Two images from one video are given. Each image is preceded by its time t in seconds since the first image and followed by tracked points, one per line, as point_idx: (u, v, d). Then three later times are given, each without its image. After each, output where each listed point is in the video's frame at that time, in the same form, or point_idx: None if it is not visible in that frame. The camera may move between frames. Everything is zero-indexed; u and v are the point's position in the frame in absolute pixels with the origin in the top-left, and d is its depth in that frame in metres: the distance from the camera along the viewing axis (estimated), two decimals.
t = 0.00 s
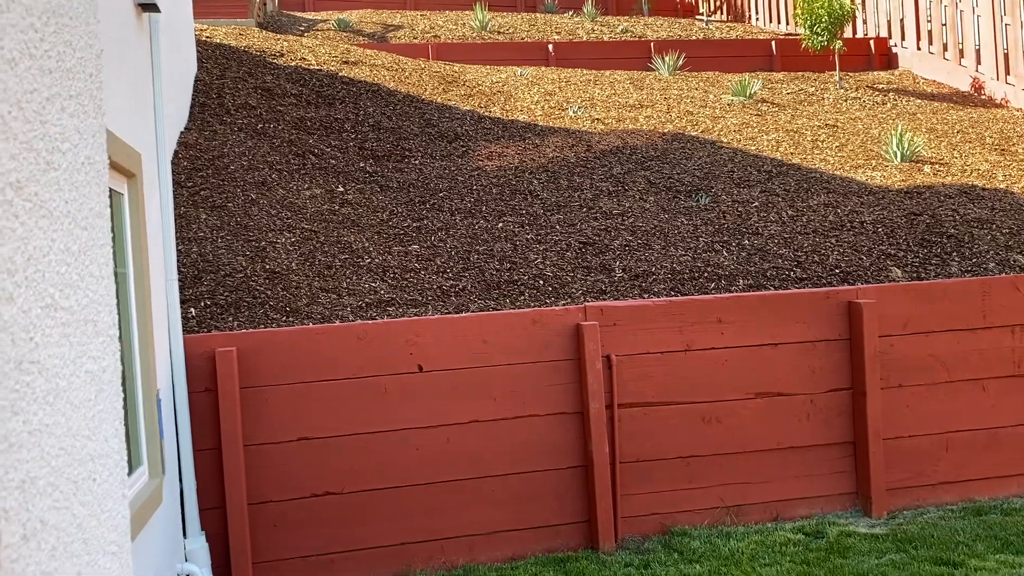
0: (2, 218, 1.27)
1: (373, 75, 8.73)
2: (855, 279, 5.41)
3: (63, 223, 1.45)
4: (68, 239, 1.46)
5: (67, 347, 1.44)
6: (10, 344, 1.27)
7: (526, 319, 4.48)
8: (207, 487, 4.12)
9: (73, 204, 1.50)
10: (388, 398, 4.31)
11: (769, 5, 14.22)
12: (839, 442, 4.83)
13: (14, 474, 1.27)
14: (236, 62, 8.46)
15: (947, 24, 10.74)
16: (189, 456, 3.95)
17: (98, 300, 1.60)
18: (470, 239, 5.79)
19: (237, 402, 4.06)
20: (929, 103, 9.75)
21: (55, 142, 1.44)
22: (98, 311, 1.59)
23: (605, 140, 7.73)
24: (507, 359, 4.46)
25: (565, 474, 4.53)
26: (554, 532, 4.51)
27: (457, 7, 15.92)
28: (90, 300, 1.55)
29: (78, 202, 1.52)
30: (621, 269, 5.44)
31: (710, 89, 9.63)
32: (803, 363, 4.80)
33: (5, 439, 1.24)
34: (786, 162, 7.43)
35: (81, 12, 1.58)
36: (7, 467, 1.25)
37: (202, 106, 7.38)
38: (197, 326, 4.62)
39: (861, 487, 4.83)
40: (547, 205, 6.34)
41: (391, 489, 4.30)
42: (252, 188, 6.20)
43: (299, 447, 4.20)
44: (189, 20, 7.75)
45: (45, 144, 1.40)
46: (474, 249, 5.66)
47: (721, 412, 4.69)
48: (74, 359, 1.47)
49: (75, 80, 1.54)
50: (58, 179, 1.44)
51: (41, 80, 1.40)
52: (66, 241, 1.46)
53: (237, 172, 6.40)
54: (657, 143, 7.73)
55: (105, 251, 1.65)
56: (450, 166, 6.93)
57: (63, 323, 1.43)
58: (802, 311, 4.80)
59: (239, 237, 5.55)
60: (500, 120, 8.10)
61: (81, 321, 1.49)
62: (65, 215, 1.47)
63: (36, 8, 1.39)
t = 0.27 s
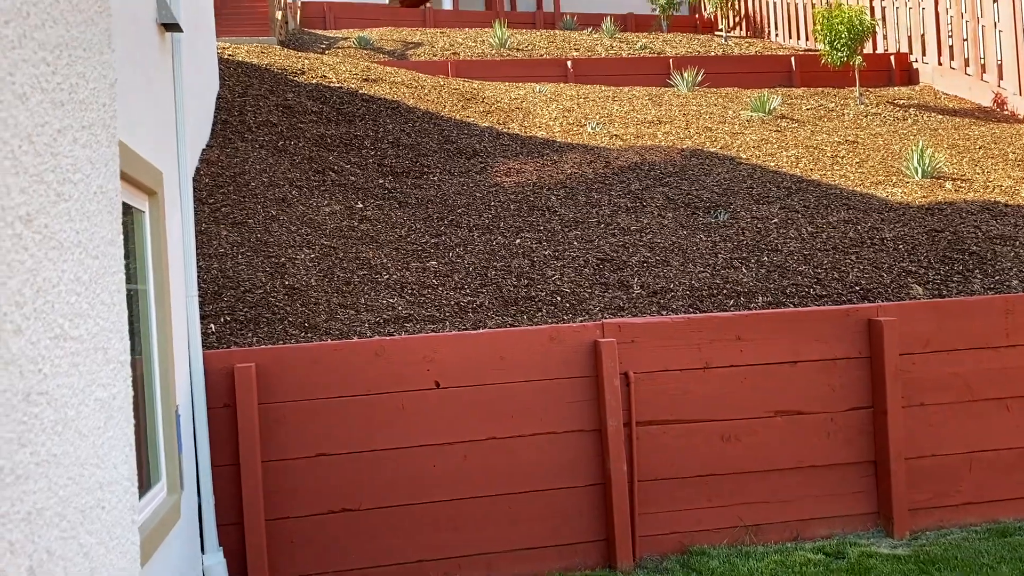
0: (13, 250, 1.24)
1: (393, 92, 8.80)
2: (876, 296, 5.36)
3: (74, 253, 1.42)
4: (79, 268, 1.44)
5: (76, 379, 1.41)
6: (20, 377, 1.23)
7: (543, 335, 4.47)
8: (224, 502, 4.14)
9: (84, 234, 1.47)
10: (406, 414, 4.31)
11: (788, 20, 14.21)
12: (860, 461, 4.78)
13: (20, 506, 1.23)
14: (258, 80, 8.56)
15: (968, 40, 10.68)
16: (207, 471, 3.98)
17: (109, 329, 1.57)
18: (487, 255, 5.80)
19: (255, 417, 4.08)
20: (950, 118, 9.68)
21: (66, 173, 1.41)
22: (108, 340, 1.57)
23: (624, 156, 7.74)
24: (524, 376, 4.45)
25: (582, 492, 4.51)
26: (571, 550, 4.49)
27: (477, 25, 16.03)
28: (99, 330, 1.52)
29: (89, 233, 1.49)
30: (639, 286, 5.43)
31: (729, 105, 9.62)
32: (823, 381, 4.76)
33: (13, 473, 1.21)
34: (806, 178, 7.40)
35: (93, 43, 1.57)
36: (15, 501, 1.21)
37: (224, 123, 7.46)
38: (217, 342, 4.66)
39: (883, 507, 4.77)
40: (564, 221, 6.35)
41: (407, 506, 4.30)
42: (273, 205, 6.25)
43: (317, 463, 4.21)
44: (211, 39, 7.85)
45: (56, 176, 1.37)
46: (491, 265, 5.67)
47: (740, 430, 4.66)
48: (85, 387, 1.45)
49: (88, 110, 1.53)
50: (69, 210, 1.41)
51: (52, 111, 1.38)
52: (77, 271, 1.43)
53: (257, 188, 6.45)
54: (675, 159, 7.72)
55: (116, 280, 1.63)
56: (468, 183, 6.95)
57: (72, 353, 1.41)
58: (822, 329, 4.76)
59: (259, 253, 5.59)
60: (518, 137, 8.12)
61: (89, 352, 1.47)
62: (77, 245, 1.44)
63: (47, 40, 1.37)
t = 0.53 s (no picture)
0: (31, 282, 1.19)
1: (409, 110, 8.85)
2: (894, 314, 5.32)
3: (91, 283, 1.36)
4: (95, 297, 1.38)
5: (91, 411, 1.35)
6: (37, 408, 1.18)
7: (558, 353, 4.46)
8: (239, 519, 4.15)
9: (102, 263, 1.42)
10: (421, 432, 4.31)
11: (804, 37, 14.22)
12: (879, 481, 4.73)
13: (37, 537, 1.17)
14: (276, 98, 8.63)
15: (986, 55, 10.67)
16: (222, 489, 3.99)
17: (125, 356, 1.52)
18: (503, 272, 5.80)
19: (271, 435, 4.09)
20: (968, 134, 9.62)
21: (83, 204, 1.35)
22: (124, 367, 1.52)
23: (639, 173, 7.73)
24: (539, 393, 4.44)
25: (598, 511, 4.48)
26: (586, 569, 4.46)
27: (493, 42, 16.13)
28: (116, 358, 1.47)
29: (107, 261, 1.43)
30: (654, 303, 5.42)
31: (745, 122, 9.61)
32: (841, 400, 4.72)
33: (28, 503, 1.15)
34: (822, 194, 7.37)
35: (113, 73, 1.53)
36: (31, 532, 1.16)
37: (241, 141, 7.52)
38: (233, 358, 4.68)
39: (902, 528, 4.71)
40: (580, 238, 6.35)
41: (422, 524, 4.28)
42: (289, 222, 6.28)
43: (332, 481, 4.21)
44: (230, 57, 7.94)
45: (74, 207, 1.32)
46: (507, 281, 5.68)
47: (757, 449, 4.62)
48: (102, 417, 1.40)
49: (106, 140, 1.48)
50: (86, 239, 1.35)
51: (70, 143, 1.33)
52: (93, 300, 1.37)
53: (274, 205, 6.49)
54: (691, 176, 7.71)
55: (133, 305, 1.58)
56: (483, 199, 6.97)
57: (89, 383, 1.35)
58: (839, 347, 4.72)
59: (276, 270, 5.62)
60: (534, 153, 8.15)
61: (105, 382, 1.41)
62: (94, 274, 1.38)
63: (66, 72, 1.33)
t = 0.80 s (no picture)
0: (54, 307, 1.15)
1: (422, 126, 8.90)
2: (908, 330, 5.29)
3: (113, 307, 1.37)
4: (117, 321, 1.39)
5: (113, 433, 1.35)
6: (60, 433, 1.14)
7: (571, 368, 4.45)
8: (252, 536, 4.15)
9: (123, 288, 1.42)
10: (433, 448, 4.31)
11: (816, 52, 14.23)
12: (894, 498, 4.69)
13: (60, 561, 1.12)
14: (290, 114, 8.70)
15: (999, 70, 10.66)
16: (234, 505, 3.99)
17: (145, 379, 1.54)
18: (515, 287, 5.81)
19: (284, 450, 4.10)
20: (982, 149, 9.59)
21: (107, 230, 1.35)
22: (144, 390, 1.55)
23: (651, 188, 7.74)
24: (551, 410, 4.43)
25: (610, 528, 4.46)
26: None
27: (506, 58, 16.22)
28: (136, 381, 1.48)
29: (128, 286, 1.45)
30: (667, 319, 5.41)
31: (757, 137, 9.62)
32: (855, 417, 4.69)
33: (51, 528, 1.11)
34: (835, 210, 7.36)
35: (133, 102, 1.56)
36: (55, 555, 1.11)
37: (256, 157, 7.59)
38: (247, 374, 4.70)
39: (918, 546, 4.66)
40: (592, 253, 6.36)
41: (433, 540, 4.28)
42: (303, 237, 6.32)
43: (344, 496, 4.22)
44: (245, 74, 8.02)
45: (97, 234, 1.30)
46: (519, 296, 5.69)
47: (771, 466, 4.60)
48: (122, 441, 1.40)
49: (128, 167, 1.49)
50: (109, 265, 1.36)
51: (94, 171, 1.32)
52: (116, 324, 1.38)
53: (288, 221, 6.54)
54: (703, 191, 7.70)
55: (152, 330, 1.60)
56: (496, 215, 6.99)
57: (111, 407, 1.34)
58: (854, 364, 4.70)
59: (289, 285, 5.65)
60: (546, 169, 8.17)
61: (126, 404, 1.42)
62: (116, 299, 1.39)
63: (91, 101, 1.32)
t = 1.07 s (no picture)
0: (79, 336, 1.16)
1: (432, 140, 8.95)
2: (920, 345, 5.27)
3: (134, 333, 1.38)
4: (139, 346, 1.41)
5: (134, 456, 1.36)
6: (84, 459, 1.15)
7: (581, 384, 4.45)
8: (262, 551, 4.15)
9: (144, 313, 1.44)
10: (443, 463, 4.31)
11: (826, 66, 14.24)
12: (907, 515, 4.66)
13: None
14: (301, 129, 8.76)
15: (1010, 84, 10.65)
16: (245, 520, 4.00)
17: (164, 402, 1.56)
18: (525, 302, 5.82)
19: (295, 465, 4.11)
20: (993, 163, 9.56)
21: (128, 257, 1.36)
22: (163, 412, 1.56)
23: (661, 203, 7.75)
24: (561, 425, 4.43)
25: (621, 544, 4.44)
26: None
27: (516, 73, 16.29)
28: (155, 404, 1.49)
29: (148, 310, 1.46)
30: (677, 334, 5.41)
31: (766, 151, 9.62)
32: (866, 433, 4.67)
33: (78, 553, 1.11)
34: (846, 225, 7.34)
35: (154, 129, 1.58)
36: None
37: (267, 172, 7.64)
38: (258, 388, 4.72)
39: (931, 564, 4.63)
40: (602, 268, 6.37)
41: (443, 556, 4.27)
42: (314, 252, 6.35)
43: (354, 512, 4.22)
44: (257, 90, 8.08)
45: (119, 260, 1.32)
46: (528, 311, 5.70)
47: (782, 482, 4.58)
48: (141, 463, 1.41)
49: (149, 193, 1.51)
50: (131, 291, 1.37)
51: (117, 199, 1.33)
52: (137, 349, 1.40)
53: (299, 236, 6.57)
54: (713, 206, 7.71)
55: (170, 353, 1.61)
56: (506, 229, 7.01)
57: (131, 431, 1.35)
58: (865, 379, 4.69)
59: (300, 300, 5.68)
60: (556, 183, 8.19)
61: (146, 427, 1.43)
62: (137, 324, 1.40)
63: (114, 131, 1.34)
